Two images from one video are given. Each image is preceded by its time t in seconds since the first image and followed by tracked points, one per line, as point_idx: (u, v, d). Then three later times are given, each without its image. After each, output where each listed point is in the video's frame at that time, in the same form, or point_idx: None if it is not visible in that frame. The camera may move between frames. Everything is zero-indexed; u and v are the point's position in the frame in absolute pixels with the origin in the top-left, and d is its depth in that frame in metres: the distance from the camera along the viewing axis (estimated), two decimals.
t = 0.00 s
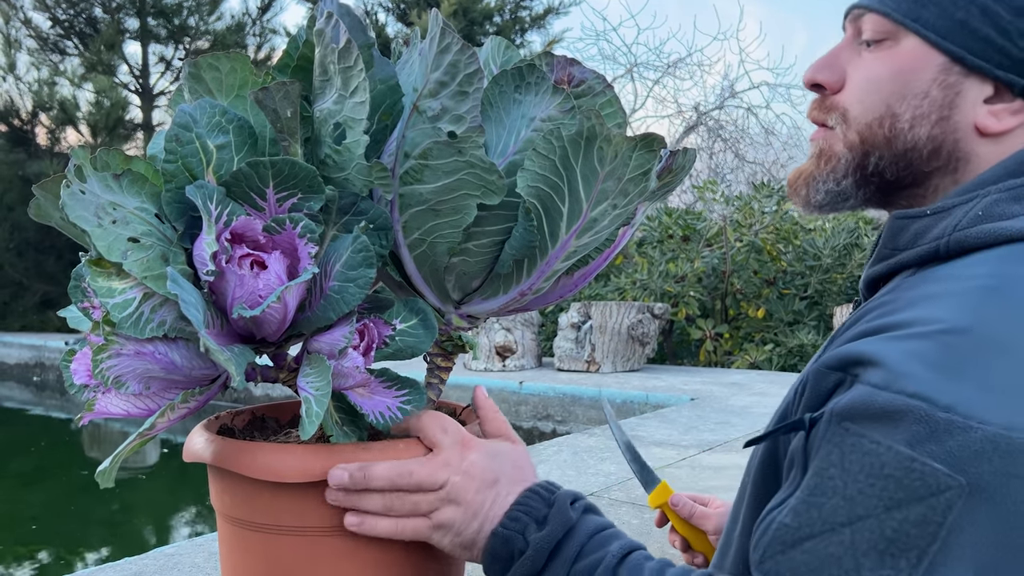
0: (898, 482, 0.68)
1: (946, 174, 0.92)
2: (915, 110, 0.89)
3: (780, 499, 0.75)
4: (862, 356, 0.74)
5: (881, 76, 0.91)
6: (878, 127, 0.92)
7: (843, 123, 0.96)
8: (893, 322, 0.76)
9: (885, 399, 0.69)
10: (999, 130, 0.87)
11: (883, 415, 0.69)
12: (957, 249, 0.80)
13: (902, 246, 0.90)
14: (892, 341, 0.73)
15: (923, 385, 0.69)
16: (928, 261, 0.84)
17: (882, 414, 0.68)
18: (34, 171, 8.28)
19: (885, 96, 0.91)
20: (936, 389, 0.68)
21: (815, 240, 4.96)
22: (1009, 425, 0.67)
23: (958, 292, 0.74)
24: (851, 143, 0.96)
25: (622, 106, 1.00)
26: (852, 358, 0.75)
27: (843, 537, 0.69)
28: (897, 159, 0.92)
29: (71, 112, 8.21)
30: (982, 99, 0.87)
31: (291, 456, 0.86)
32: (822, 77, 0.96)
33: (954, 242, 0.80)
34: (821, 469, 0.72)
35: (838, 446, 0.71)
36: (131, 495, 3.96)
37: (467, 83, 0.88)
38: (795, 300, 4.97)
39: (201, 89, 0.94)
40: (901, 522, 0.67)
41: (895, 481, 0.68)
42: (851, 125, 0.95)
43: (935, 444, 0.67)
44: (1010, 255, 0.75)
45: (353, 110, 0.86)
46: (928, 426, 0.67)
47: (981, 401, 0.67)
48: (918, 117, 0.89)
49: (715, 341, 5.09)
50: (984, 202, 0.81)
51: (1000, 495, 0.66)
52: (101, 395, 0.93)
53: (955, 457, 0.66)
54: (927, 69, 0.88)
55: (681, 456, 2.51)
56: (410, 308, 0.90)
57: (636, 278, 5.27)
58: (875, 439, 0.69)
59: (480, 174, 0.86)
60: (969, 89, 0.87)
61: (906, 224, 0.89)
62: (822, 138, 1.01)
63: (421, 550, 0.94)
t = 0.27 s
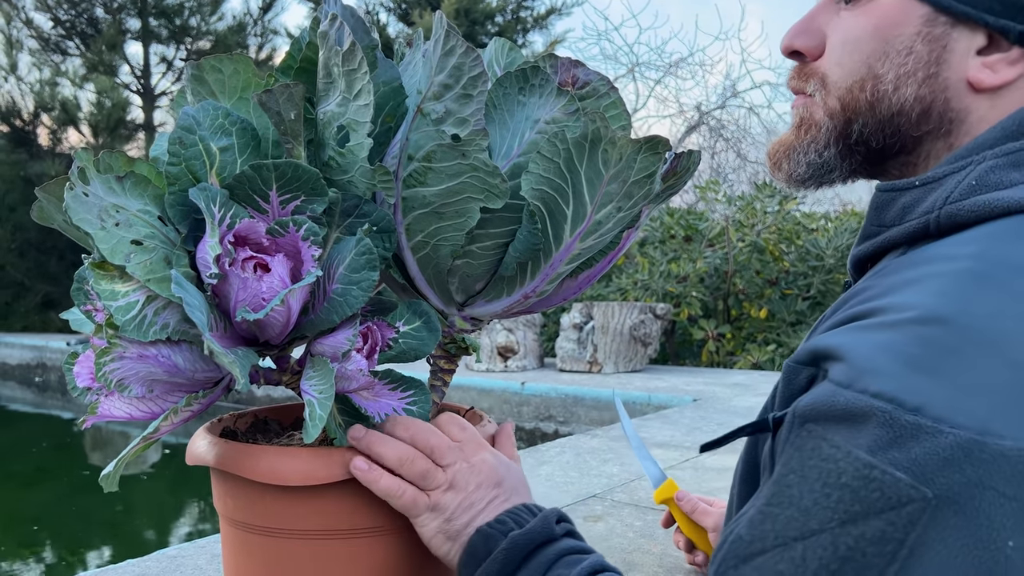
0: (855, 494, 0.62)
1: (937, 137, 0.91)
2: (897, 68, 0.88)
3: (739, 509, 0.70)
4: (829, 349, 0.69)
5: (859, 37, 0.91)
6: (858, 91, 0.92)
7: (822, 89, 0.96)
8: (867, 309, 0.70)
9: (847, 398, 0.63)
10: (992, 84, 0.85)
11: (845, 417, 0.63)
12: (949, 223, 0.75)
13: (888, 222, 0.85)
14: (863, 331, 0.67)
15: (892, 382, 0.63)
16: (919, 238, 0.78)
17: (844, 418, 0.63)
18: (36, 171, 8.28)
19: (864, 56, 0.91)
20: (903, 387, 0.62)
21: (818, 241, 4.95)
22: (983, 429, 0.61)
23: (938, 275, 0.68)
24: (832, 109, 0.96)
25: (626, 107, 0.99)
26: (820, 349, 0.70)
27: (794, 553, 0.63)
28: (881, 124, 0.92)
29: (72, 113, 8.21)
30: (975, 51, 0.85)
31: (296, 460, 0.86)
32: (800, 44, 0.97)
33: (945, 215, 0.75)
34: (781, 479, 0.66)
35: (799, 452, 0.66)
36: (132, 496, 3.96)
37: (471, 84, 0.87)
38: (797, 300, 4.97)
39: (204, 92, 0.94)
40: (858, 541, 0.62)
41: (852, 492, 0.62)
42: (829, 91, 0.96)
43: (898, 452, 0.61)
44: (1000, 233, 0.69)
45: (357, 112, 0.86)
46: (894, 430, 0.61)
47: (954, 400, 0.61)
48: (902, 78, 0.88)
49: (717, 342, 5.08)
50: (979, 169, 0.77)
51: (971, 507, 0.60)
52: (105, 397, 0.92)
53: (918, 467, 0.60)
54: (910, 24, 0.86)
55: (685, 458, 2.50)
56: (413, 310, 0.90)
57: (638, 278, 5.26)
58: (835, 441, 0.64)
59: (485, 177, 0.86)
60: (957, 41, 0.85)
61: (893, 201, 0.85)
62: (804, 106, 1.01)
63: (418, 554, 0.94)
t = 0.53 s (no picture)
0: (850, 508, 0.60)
1: (950, 125, 0.88)
2: (908, 53, 0.86)
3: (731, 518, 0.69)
4: (828, 351, 0.67)
5: (863, 24, 0.89)
6: (864, 80, 0.91)
7: (825, 79, 0.94)
8: (870, 308, 0.69)
9: (846, 404, 0.62)
10: (1011, 65, 0.82)
11: (844, 423, 0.62)
12: (965, 216, 0.71)
13: (895, 214, 0.81)
14: (865, 332, 0.65)
15: (894, 386, 0.61)
16: (930, 233, 0.75)
17: (843, 425, 0.62)
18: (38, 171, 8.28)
19: (871, 43, 0.89)
20: (905, 393, 0.61)
21: (821, 241, 4.94)
22: (995, 441, 0.60)
23: (947, 276, 0.66)
24: (836, 100, 0.94)
25: (633, 109, 0.99)
26: (819, 350, 0.68)
27: (781, 570, 0.62)
28: (890, 115, 0.90)
29: (74, 113, 8.20)
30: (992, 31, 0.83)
31: (301, 464, 0.85)
32: (800, 35, 0.96)
33: (962, 206, 0.72)
34: (773, 489, 0.65)
35: (792, 459, 0.65)
36: (134, 497, 3.95)
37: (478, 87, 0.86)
38: (800, 301, 4.96)
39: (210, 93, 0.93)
40: (851, 558, 0.60)
41: (847, 506, 0.60)
42: (833, 82, 0.94)
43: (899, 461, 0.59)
44: (1014, 229, 0.67)
45: (362, 115, 0.85)
46: (896, 440, 0.60)
47: (960, 408, 0.60)
48: (913, 64, 0.85)
49: (720, 342, 5.07)
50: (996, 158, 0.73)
51: (980, 526, 0.59)
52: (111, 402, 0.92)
53: (922, 482, 0.59)
54: (920, 8, 0.84)
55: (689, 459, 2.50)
56: (420, 313, 0.89)
57: (641, 278, 5.26)
58: (833, 448, 0.62)
59: (492, 180, 0.85)
60: (971, 22, 0.83)
61: (901, 192, 0.80)
62: (805, 98, 0.99)
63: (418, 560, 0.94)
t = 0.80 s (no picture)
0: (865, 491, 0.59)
1: (972, 115, 0.88)
2: (930, 42, 0.87)
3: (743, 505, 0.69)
4: (842, 335, 0.66)
5: (882, 14, 0.90)
6: (881, 71, 0.92)
7: (841, 72, 0.96)
8: (886, 294, 0.68)
9: (858, 386, 0.61)
10: None
11: (855, 406, 0.61)
12: (979, 207, 0.72)
13: (909, 208, 0.81)
14: (878, 315, 0.65)
15: (907, 369, 0.60)
16: (944, 224, 0.75)
17: (854, 408, 0.61)
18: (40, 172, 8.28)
19: (892, 33, 0.90)
20: (920, 375, 0.59)
21: (825, 241, 4.92)
22: (1014, 423, 0.58)
23: (967, 260, 0.65)
24: (854, 92, 0.95)
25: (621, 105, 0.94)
26: (833, 335, 0.68)
27: (794, 555, 0.61)
28: (911, 105, 0.91)
29: (77, 113, 8.19)
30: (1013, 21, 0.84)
31: (286, 470, 0.86)
32: (811, 31, 0.97)
33: (976, 196, 0.72)
34: (781, 473, 0.64)
35: (803, 442, 0.64)
36: (138, 498, 3.95)
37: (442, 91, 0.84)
38: (804, 301, 4.94)
39: (204, 100, 0.93)
40: (864, 544, 0.59)
41: (860, 489, 0.59)
42: (850, 74, 0.95)
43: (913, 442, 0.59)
44: None
45: (336, 120, 0.83)
46: (908, 422, 0.59)
47: (979, 392, 0.59)
48: (936, 53, 0.86)
49: (723, 343, 5.06)
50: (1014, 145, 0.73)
51: (1003, 515, 0.57)
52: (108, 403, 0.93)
53: (937, 464, 0.58)
54: None
55: (694, 461, 2.49)
56: (414, 316, 0.89)
57: (644, 279, 5.25)
58: (846, 433, 0.61)
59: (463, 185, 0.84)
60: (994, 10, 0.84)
61: (914, 183, 0.81)
62: (819, 94, 1.00)
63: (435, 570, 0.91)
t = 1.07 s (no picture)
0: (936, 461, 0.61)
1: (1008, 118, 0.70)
2: (967, 43, 0.69)
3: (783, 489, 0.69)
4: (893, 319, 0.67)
5: (918, 16, 0.72)
6: (919, 74, 0.72)
7: (874, 78, 0.76)
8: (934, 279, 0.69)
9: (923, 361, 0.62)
10: None
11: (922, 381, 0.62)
12: None
13: (948, 206, 0.64)
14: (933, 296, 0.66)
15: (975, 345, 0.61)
16: (987, 222, 0.60)
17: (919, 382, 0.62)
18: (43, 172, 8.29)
19: (927, 35, 0.71)
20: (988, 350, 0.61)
21: (829, 241, 4.90)
22: None
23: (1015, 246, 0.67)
24: (886, 97, 0.75)
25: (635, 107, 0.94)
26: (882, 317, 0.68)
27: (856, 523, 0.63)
28: (948, 108, 0.71)
29: (80, 113, 8.21)
30: None
31: (295, 471, 0.86)
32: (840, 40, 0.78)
33: None
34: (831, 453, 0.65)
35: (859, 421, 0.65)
36: (141, 498, 3.95)
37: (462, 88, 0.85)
38: (808, 301, 4.93)
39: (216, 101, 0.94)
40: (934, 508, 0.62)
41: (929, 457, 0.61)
42: (883, 79, 0.75)
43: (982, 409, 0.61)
44: None
45: (356, 116, 0.84)
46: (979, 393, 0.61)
47: None
48: (973, 54, 0.69)
49: (727, 343, 5.06)
50: None
51: None
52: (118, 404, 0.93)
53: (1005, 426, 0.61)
54: None
55: (701, 462, 2.49)
56: (425, 320, 0.89)
57: (646, 279, 5.25)
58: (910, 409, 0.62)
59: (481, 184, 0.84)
60: None
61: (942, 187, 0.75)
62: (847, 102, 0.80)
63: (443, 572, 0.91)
